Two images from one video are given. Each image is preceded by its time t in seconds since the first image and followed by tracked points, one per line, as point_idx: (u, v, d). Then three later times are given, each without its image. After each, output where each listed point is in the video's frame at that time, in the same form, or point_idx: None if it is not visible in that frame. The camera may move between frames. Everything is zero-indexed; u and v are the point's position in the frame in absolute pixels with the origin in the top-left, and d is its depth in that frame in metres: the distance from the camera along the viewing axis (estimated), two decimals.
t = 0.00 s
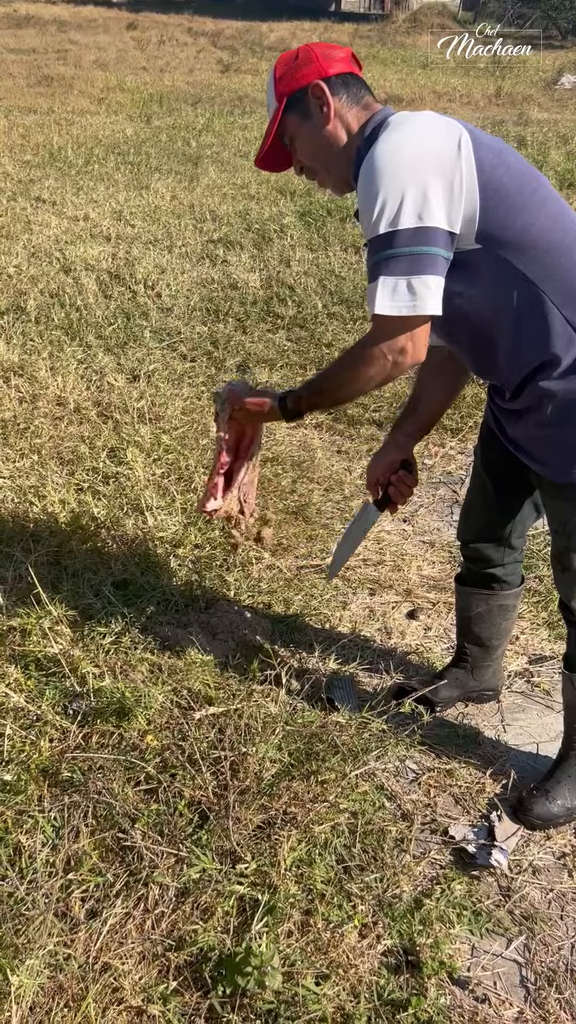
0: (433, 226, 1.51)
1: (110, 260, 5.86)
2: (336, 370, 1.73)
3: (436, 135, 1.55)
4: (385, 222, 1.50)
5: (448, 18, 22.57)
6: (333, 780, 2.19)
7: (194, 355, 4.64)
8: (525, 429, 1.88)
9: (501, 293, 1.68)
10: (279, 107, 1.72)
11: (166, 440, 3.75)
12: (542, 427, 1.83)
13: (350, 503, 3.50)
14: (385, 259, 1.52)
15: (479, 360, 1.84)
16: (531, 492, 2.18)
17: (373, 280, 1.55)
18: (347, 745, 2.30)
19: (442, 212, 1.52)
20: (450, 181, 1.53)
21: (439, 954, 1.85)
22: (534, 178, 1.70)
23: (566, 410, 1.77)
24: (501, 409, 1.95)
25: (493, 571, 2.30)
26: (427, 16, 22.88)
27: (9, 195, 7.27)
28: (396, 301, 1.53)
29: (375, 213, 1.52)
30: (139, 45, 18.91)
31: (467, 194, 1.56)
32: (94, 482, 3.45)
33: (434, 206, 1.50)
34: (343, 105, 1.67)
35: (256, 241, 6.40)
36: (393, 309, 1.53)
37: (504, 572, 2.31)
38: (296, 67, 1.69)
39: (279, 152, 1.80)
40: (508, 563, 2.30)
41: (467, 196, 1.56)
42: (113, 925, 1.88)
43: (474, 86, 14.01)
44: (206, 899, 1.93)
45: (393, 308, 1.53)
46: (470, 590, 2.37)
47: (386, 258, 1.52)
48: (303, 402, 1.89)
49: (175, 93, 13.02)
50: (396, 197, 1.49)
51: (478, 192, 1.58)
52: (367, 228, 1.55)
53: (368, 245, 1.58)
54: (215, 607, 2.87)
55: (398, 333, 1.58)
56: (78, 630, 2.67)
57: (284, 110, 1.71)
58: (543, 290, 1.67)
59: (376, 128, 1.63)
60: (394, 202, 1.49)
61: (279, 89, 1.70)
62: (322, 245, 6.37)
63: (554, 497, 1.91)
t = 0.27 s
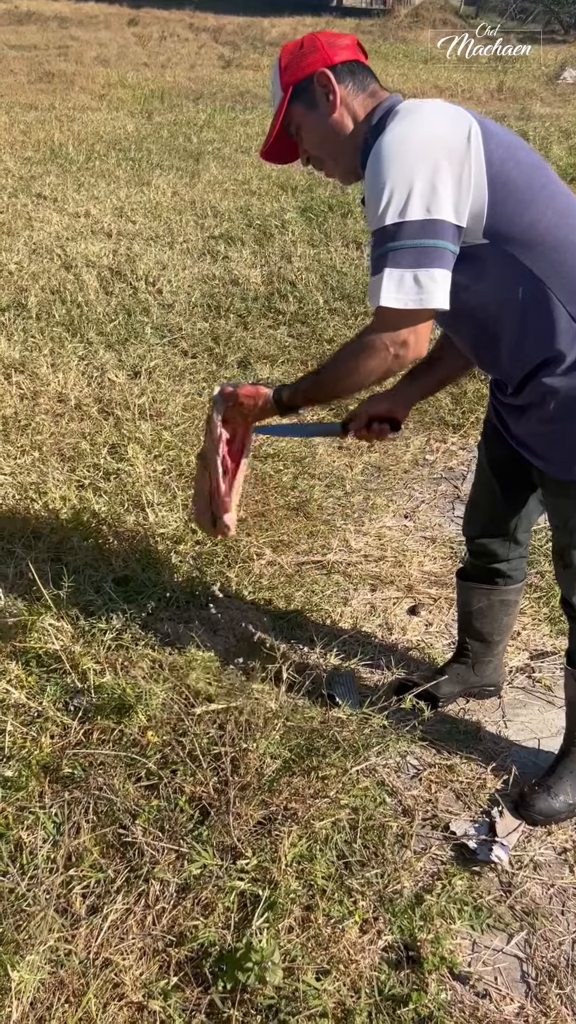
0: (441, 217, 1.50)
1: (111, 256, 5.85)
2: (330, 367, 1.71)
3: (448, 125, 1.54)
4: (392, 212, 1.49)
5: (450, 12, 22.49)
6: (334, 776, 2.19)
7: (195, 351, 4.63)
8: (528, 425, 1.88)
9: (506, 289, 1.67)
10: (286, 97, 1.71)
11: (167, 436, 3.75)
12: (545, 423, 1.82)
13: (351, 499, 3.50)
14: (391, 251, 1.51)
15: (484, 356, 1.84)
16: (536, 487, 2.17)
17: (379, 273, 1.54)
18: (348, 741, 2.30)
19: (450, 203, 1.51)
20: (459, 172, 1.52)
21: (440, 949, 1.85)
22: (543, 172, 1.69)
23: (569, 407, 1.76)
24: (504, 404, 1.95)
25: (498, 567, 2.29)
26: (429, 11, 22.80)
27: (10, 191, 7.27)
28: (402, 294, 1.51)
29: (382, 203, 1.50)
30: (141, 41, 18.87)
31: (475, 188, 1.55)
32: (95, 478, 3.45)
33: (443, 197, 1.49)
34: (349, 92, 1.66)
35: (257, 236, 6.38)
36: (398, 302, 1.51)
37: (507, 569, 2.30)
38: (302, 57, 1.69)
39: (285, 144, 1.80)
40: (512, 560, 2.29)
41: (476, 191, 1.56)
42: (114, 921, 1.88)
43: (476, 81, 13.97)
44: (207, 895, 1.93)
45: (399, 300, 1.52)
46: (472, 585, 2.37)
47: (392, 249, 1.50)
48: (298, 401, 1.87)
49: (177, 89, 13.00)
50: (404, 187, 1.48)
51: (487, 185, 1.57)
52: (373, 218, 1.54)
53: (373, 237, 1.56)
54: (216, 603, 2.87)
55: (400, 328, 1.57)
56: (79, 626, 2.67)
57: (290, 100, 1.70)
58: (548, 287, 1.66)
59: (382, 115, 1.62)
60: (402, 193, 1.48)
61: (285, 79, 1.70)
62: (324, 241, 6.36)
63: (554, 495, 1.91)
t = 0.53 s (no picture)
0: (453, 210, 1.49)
1: (114, 253, 5.85)
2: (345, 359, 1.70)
3: (455, 123, 1.53)
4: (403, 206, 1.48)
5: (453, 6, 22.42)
6: (336, 771, 2.19)
7: (198, 348, 4.63)
8: (539, 422, 1.87)
9: (518, 284, 1.68)
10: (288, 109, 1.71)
11: (169, 433, 3.75)
12: (556, 419, 1.82)
13: (354, 495, 3.50)
14: (403, 245, 1.50)
15: (496, 353, 1.84)
16: (536, 487, 2.17)
17: (391, 267, 1.53)
18: (350, 737, 2.30)
19: (460, 197, 1.50)
20: (468, 165, 1.52)
21: (442, 944, 1.85)
22: (551, 169, 1.69)
23: None
24: (514, 400, 1.95)
25: (496, 565, 2.30)
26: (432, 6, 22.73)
27: (12, 188, 7.27)
28: (415, 286, 1.51)
29: (391, 199, 1.50)
30: (144, 38, 18.84)
31: (485, 184, 1.55)
32: (97, 475, 3.45)
33: (453, 191, 1.49)
34: (350, 101, 1.65)
35: (259, 233, 6.37)
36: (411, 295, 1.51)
37: (509, 564, 2.30)
38: (302, 68, 1.69)
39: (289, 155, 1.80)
40: (512, 555, 2.29)
41: (486, 186, 1.55)
42: (116, 917, 1.88)
43: (480, 76, 13.93)
44: (209, 890, 1.93)
45: (413, 293, 1.51)
46: (473, 582, 2.36)
47: (404, 242, 1.49)
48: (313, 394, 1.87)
49: (179, 85, 12.98)
50: (413, 182, 1.48)
51: (497, 181, 1.57)
52: (384, 214, 1.53)
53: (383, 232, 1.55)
54: (218, 600, 2.87)
55: (413, 321, 1.57)
56: (81, 622, 2.67)
57: (291, 112, 1.70)
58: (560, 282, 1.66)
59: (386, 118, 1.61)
60: (411, 187, 1.48)
61: (287, 91, 1.69)
62: (326, 237, 6.35)
63: (565, 489, 1.90)
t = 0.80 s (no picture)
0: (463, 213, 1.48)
1: (116, 250, 5.85)
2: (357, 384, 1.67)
3: (462, 125, 1.53)
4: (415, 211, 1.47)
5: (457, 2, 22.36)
6: (338, 769, 2.19)
7: (200, 345, 4.63)
8: (548, 420, 1.88)
9: (528, 285, 1.69)
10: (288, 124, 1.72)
11: (171, 430, 3.75)
12: (566, 418, 1.82)
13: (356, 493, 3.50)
14: (415, 249, 1.48)
15: (504, 354, 1.84)
16: (538, 487, 2.16)
17: (403, 271, 1.51)
18: (352, 735, 2.30)
19: (471, 199, 1.50)
20: (477, 168, 1.51)
21: (443, 942, 1.85)
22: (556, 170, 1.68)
23: None
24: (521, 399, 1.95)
25: (495, 564, 2.30)
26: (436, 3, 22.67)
27: (15, 185, 7.27)
28: (430, 290, 1.49)
29: (402, 203, 1.48)
30: (147, 35, 18.83)
31: (494, 186, 1.53)
32: (100, 472, 3.46)
33: (463, 194, 1.48)
34: (349, 111, 1.65)
35: (262, 230, 6.37)
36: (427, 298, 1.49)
37: (508, 560, 2.30)
38: (300, 82, 1.69)
39: (292, 170, 1.80)
40: (511, 552, 2.29)
41: (494, 189, 1.54)
42: (119, 914, 1.89)
43: (483, 73, 13.90)
44: (211, 887, 1.93)
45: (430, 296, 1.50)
46: (473, 579, 2.36)
47: (417, 247, 1.48)
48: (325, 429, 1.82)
49: (182, 82, 12.97)
50: (424, 186, 1.46)
51: (506, 183, 1.55)
52: (394, 218, 1.52)
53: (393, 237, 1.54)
54: (220, 598, 2.87)
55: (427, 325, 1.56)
56: (84, 619, 2.68)
57: (291, 126, 1.71)
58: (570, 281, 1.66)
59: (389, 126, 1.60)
60: (422, 192, 1.46)
61: (285, 107, 1.70)
62: (329, 234, 6.34)
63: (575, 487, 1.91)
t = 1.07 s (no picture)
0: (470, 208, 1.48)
1: (120, 249, 5.85)
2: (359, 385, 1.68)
3: (472, 119, 1.52)
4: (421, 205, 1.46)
5: None
6: (341, 766, 2.19)
7: (204, 343, 4.63)
8: (554, 415, 1.88)
9: (536, 280, 1.68)
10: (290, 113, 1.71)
11: (175, 428, 3.75)
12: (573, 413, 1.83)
13: (360, 491, 3.49)
14: (419, 245, 1.48)
15: (511, 348, 1.84)
16: (545, 480, 2.16)
17: (406, 267, 1.51)
18: (356, 732, 2.30)
19: (478, 195, 1.49)
20: (485, 163, 1.50)
21: (446, 939, 1.84)
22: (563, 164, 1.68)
23: None
24: (526, 394, 1.95)
25: (502, 559, 2.29)
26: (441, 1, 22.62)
27: (19, 184, 7.28)
28: (434, 287, 1.49)
29: (407, 198, 1.48)
30: (151, 34, 18.83)
31: (502, 179, 1.53)
32: (104, 470, 3.46)
33: (470, 189, 1.48)
34: (353, 100, 1.65)
35: (266, 228, 6.36)
36: (430, 295, 1.49)
37: (516, 557, 2.29)
38: (302, 71, 1.68)
39: (294, 158, 1.79)
40: (519, 548, 2.28)
41: (503, 182, 1.53)
42: (121, 910, 1.89)
43: (488, 71, 13.87)
44: (214, 884, 1.93)
45: (432, 292, 1.49)
46: (478, 577, 2.36)
47: (421, 242, 1.48)
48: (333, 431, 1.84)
49: (186, 81, 12.95)
50: (431, 181, 1.46)
51: (514, 178, 1.55)
52: (398, 213, 1.51)
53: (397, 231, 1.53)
54: (224, 596, 2.87)
55: (427, 322, 1.55)
56: (87, 616, 2.68)
57: (294, 115, 1.70)
58: None
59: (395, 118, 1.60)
60: (428, 187, 1.46)
61: (287, 96, 1.69)
62: (333, 232, 6.33)
63: None
